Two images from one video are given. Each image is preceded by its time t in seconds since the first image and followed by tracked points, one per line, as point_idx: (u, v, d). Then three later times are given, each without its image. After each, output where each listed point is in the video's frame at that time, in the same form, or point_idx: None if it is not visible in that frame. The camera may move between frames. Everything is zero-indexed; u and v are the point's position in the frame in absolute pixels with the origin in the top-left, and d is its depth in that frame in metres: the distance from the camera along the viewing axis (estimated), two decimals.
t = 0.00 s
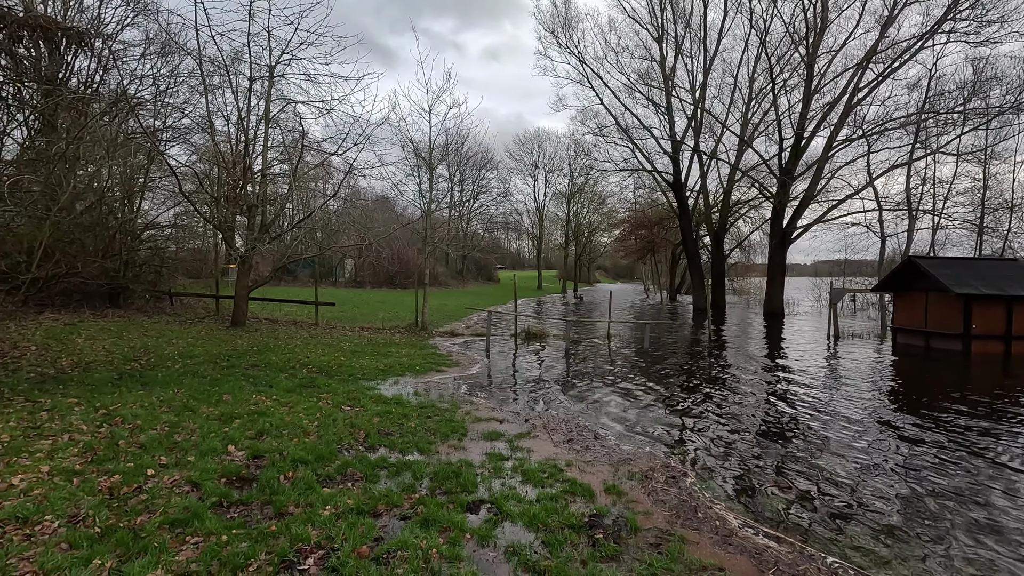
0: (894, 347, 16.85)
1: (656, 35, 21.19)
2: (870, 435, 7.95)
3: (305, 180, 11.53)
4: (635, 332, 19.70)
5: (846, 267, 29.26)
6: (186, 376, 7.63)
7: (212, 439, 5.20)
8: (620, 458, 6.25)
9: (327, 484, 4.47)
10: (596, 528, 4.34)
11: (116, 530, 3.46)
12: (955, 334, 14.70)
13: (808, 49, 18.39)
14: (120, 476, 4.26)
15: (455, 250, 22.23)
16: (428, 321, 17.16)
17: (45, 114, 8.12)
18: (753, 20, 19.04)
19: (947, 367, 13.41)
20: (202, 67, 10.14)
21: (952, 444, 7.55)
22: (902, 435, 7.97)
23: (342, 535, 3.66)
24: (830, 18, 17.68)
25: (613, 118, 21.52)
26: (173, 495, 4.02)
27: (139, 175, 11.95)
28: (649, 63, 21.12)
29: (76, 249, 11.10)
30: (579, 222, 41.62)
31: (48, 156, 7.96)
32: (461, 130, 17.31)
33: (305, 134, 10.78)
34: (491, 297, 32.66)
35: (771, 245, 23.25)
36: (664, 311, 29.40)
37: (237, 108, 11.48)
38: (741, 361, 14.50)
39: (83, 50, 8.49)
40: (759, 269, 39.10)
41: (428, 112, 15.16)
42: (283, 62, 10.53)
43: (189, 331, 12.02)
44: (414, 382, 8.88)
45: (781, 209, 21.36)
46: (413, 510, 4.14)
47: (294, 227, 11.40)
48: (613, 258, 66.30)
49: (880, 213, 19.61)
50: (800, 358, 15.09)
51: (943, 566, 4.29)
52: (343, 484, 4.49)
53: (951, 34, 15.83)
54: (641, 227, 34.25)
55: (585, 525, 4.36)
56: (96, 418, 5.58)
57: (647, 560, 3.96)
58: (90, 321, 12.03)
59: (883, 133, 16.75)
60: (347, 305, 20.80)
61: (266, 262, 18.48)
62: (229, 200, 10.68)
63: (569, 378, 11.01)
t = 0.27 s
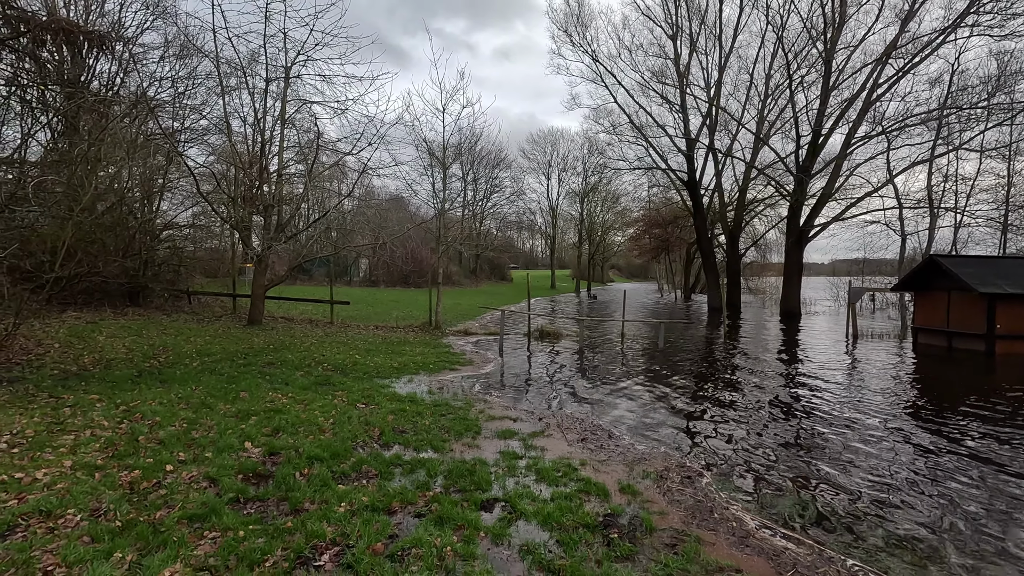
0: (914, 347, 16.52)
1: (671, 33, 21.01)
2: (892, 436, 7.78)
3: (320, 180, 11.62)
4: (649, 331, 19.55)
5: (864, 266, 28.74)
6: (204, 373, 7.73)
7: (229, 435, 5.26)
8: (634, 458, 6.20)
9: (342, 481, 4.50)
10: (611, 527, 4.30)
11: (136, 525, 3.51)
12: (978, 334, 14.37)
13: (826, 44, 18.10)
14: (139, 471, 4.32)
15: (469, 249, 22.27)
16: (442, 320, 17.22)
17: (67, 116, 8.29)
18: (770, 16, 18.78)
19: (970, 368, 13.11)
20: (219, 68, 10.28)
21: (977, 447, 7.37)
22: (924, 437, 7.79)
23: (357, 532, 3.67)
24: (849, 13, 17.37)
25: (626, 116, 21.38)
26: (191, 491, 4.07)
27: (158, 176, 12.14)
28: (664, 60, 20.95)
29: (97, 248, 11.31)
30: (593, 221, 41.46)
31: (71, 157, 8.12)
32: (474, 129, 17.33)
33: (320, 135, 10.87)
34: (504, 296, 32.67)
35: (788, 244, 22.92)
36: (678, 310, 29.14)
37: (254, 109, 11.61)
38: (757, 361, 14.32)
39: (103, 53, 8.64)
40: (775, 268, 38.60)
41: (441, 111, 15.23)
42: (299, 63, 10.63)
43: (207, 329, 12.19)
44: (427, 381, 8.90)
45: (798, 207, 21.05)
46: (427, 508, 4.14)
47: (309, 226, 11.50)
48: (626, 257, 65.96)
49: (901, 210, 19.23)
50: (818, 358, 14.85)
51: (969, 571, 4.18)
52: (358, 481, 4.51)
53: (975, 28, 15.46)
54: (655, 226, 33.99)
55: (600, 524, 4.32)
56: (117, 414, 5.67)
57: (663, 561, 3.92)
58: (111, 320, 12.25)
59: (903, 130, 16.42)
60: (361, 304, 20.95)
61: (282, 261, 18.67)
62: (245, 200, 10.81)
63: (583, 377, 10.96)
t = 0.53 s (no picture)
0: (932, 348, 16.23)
1: (682, 31, 20.85)
2: (910, 439, 7.64)
3: (332, 181, 11.68)
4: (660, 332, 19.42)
5: (879, 266, 28.34)
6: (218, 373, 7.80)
7: (242, 435, 5.28)
8: (647, 459, 6.13)
9: (354, 480, 4.49)
10: (624, 529, 4.25)
11: (150, 523, 3.52)
12: (998, 334, 14.10)
13: (840, 41, 17.86)
14: (154, 470, 4.35)
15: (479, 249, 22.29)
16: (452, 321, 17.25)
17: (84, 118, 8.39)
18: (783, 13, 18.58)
19: (990, 370, 12.85)
20: (232, 70, 10.36)
21: (999, 450, 7.21)
22: (945, 440, 7.63)
23: (370, 532, 3.66)
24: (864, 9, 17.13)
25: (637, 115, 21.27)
26: (204, 489, 4.09)
27: (173, 177, 12.27)
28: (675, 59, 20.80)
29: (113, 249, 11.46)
30: (603, 221, 41.32)
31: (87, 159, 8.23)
32: (484, 129, 17.35)
33: (332, 136, 10.93)
34: (514, 296, 32.66)
35: (802, 244, 22.66)
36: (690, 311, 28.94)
37: (266, 110, 11.69)
38: (771, 362, 14.15)
39: (119, 57, 8.75)
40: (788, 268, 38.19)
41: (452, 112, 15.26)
42: (311, 65, 10.69)
43: (221, 329, 12.29)
44: (438, 380, 8.90)
45: (812, 206, 20.79)
46: (439, 508, 4.12)
47: (321, 227, 11.56)
48: (637, 257, 65.68)
49: (917, 209, 18.93)
50: (833, 359, 14.65)
51: None
52: (370, 481, 4.50)
53: (994, 23, 15.17)
54: (666, 226, 33.78)
55: (613, 526, 4.27)
56: (132, 413, 5.72)
57: (678, 564, 3.86)
58: (126, 319, 12.40)
59: (920, 127, 16.15)
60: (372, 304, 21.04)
61: (294, 261, 18.79)
62: (258, 201, 10.89)
63: (595, 377, 10.90)
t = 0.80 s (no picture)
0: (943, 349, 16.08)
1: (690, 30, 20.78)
2: (921, 440, 7.58)
3: (340, 181, 11.75)
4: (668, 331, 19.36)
5: (889, 266, 28.10)
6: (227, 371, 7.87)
7: (252, 433, 5.33)
8: (655, 459, 6.13)
9: (362, 479, 4.52)
10: (631, 529, 4.26)
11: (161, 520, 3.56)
12: (1010, 335, 13.95)
13: (850, 39, 17.71)
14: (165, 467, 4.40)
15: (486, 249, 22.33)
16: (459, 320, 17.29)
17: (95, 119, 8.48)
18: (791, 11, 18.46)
19: (1002, 370, 12.72)
20: (241, 71, 10.44)
21: (1010, 451, 7.14)
22: (956, 441, 7.56)
23: (378, 530, 3.68)
24: (873, 6, 16.99)
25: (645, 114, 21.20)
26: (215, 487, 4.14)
27: (182, 177, 12.37)
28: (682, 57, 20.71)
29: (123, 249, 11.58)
30: (610, 220, 41.25)
31: (99, 160, 8.32)
32: (491, 128, 17.38)
33: (340, 136, 10.99)
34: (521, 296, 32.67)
35: (810, 243, 22.50)
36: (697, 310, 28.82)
37: (275, 111, 11.77)
38: (779, 362, 14.08)
39: (130, 58, 8.84)
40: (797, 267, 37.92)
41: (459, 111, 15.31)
42: (319, 65, 10.74)
43: (230, 327, 12.41)
44: (446, 380, 8.92)
45: (820, 205, 20.64)
46: (447, 506, 4.14)
47: (329, 226, 11.62)
48: (644, 257, 65.45)
49: (928, 208, 18.74)
50: (842, 359, 14.53)
51: None
52: (378, 479, 4.53)
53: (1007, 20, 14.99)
54: (673, 225, 33.65)
55: (620, 526, 4.28)
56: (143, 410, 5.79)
57: (686, 564, 3.85)
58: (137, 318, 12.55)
59: (931, 125, 15.99)
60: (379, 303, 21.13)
61: (302, 261, 18.88)
62: (267, 201, 10.98)
63: (602, 377, 10.89)
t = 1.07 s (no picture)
0: (942, 348, 16.08)
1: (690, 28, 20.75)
2: (920, 439, 7.59)
3: (340, 180, 11.75)
4: (668, 330, 19.37)
5: (889, 264, 28.10)
6: (227, 370, 7.89)
7: (251, 432, 5.34)
8: (653, 458, 6.14)
9: (361, 478, 4.53)
10: (629, 528, 4.27)
11: (161, 518, 3.58)
12: (1009, 334, 13.95)
13: (850, 37, 17.68)
14: (164, 466, 4.42)
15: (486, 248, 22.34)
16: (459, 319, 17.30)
17: (95, 119, 8.48)
18: (792, 10, 18.42)
19: (1002, 369, 12.73)
20: (241, 70, 10.44)
21: (1008, 450, 7.15)
22: (955, 440, 7.57)
23: (376, 529, 3.70)
24: (874, 5, 16.96)
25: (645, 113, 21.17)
26: (214, 486, 4.15)
27: (182, 176, 12.38)
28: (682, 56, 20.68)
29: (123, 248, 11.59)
30: (610, 219, 41.24)
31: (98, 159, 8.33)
32: (491, 127, 17.39)
33: (340, 135, 10.99)
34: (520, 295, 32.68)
35: (811, 242, 22.49)
36: (697, 309, 28.82)
37: (275, 110, 11.77)
38: (779, 361, 14.08)
39: (129, 57, 8.84)
40: (797, 266, 37.92)
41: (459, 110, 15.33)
42: (319, 64, 10.74)
43: (230, 327, 12.43)
44: (445, 379, 8.93)
45: (821, 204, 20.62)
46: (445, 505, 4.16)
47: (329, 225, 11.64)
48: (644, 255, 65.44)
49: (928, 207, 18.73)
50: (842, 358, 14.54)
51: None
52: (377, 478, 4.55)
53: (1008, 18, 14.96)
54: (673, 224, 33.65)
55: (618, 524, 4.29)
56: (143, 410, 5.81)
57: (682, 562, 3.87)
58: (137, 317, 12.57)
59: (932, 124, 15.97)
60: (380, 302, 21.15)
61: (302, 260, 18.88)
62: (267, 200, 10.98)
63: (601, 376, 10.90)
